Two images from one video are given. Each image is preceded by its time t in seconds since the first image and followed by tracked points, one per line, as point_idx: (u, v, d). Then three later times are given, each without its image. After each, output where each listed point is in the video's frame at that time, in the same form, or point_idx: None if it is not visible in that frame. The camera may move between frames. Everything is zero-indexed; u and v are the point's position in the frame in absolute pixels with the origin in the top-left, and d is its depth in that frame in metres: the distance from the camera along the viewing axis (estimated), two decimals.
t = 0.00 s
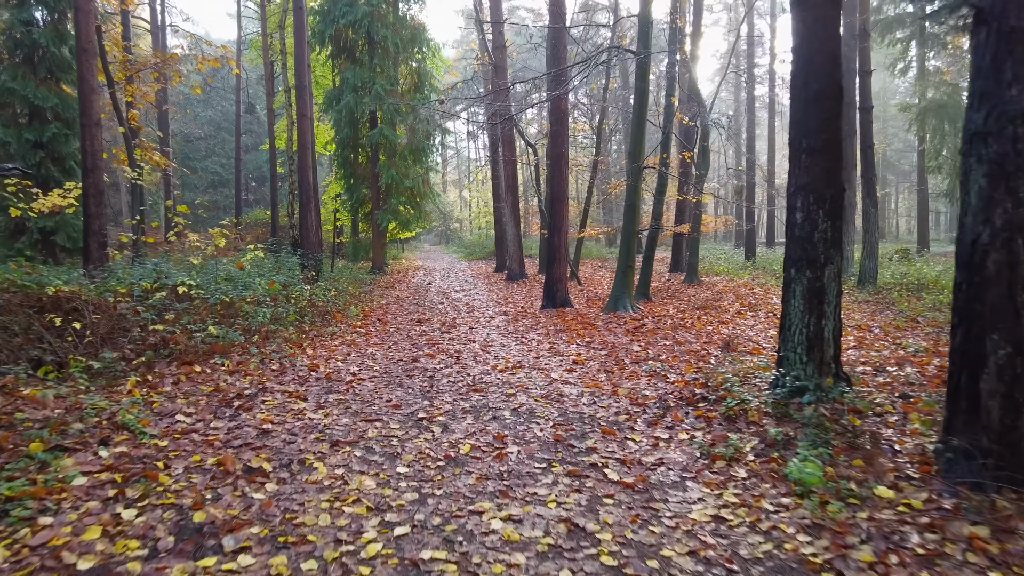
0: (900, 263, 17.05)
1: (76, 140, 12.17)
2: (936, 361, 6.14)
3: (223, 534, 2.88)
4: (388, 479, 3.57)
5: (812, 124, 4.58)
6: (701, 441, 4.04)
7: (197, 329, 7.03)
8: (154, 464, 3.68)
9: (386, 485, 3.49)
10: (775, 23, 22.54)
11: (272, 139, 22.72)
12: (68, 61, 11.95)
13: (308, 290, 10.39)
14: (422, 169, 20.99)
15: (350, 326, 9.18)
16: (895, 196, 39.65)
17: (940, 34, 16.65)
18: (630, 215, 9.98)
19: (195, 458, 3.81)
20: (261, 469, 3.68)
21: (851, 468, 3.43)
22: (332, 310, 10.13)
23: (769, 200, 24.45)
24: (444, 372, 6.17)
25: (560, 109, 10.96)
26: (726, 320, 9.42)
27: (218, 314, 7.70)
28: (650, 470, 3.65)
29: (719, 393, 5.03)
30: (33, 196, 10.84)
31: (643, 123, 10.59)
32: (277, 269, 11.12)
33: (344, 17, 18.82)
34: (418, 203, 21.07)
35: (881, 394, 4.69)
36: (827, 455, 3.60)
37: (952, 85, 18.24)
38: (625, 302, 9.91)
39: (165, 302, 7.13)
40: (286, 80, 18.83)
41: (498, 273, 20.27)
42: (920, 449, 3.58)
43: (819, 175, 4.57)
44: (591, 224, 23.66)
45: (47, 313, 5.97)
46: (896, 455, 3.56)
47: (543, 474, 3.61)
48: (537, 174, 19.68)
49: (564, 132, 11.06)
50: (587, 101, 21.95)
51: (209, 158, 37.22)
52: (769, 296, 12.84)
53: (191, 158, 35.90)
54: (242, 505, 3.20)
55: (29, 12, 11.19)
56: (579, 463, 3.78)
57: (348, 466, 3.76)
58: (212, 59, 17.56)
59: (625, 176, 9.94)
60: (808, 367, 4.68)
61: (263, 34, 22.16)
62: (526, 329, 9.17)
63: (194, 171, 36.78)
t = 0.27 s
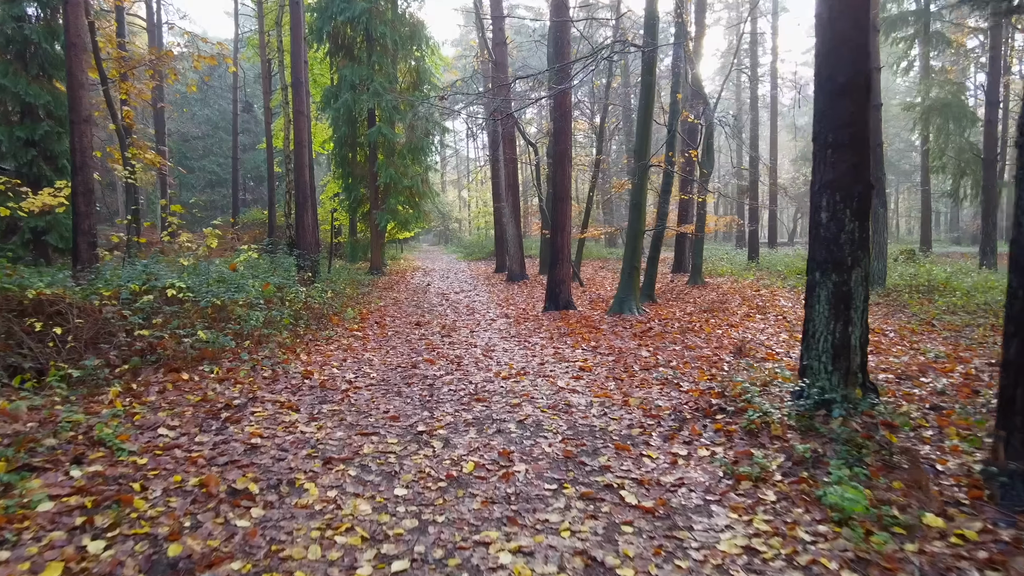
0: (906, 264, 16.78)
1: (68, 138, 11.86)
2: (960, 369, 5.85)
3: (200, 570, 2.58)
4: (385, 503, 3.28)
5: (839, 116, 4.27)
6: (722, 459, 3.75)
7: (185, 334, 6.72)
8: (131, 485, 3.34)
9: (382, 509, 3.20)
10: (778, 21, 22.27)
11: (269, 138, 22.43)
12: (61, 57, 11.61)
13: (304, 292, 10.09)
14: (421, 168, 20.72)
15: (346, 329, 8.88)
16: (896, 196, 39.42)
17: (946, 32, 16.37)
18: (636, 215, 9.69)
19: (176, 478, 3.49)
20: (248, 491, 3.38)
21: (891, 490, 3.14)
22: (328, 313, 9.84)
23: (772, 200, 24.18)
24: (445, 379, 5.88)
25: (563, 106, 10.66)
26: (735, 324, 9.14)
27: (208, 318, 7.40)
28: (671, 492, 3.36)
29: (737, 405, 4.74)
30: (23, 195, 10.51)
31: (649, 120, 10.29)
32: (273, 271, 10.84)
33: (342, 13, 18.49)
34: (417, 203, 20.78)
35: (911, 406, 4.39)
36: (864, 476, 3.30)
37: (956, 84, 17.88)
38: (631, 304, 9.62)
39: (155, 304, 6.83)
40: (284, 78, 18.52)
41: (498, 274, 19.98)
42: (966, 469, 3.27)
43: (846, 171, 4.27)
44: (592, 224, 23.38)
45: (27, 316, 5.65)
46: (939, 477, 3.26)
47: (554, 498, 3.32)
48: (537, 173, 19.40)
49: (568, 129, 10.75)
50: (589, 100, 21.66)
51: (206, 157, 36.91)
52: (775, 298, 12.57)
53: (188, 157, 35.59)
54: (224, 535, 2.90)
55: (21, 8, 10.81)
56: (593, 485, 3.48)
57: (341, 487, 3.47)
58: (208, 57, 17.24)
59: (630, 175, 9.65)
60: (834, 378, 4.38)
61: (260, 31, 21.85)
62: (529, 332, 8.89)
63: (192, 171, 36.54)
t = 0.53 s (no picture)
0: (911, 262, 16.52)
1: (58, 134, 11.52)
2: (982, 373, 5.59)
3: None
4: (375, 528, 2.99)
5: (862, 107, 3.99)
6: (741, 477, 3.47)
7: (171, 338, 6.42)
8: (97, 507, 3.03)
9: (372, 535, 2.93)
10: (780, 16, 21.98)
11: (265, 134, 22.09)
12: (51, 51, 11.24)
13: (297, 292, 9.80)
14: (418, 165, 20.43)
15: (340, 331, 8.59)
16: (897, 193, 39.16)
17: (952, 27, 16.09)
18: (639, 212, 9.41)
19: (148, 499, 3.19)
20: (226, 514, 3.09)
21: (930, 513, 2.85)
22: (322, 314, 9.55)
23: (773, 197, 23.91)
24: (443, 385, 5.60)
25: (564, 100, 10.37)
26: (741, 324, 8.87)
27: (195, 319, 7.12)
28: (688, 516, 3.08)
29: (752, 414, 4.46)
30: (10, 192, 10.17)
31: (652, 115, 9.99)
32: (266, 270, 10.55)
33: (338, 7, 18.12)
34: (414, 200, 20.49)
35: (939, 415, 4.11)
36: (900, 496, 3.01)
37: (960, 80, 17.60)
38: (634, 304, 9.35)
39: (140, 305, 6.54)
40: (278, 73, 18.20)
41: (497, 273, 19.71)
42: (1010, 490, 2.99)
43: (869, 166, 3.99)
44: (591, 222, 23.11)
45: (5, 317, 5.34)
46: (982, 497, 2.98)
47: (560, 522, 3.04)
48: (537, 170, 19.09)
49: (569, 124, 10.46)
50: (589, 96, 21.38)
51: (202, 155, 36.58)
52: (780, 297, 12.31)
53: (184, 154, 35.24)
54: (196, 568, 2.60)
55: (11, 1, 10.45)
56: (602, 506, 3.20)
57: (329, 509, 3.19)
58: (202, 52, 16.90)
59: (634, 171, 9.37)
60: (856, 386, 4.11)
61: (255, 26, 21.50)
62: (529, 333, 8.61)
63: (188, 169, 36.24)
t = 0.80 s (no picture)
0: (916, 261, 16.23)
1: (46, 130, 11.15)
2: (1009, 378, 5.29)
3: None
4: (364, 559, 2.69)
5: (890, 95, 3.69)
6: (765, 500, 3.17)
7: (154, 342, 6.09)
8: (53, 537, 2.72)
9: (359, 568, 2.62)
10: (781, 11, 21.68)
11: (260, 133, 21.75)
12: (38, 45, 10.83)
13: (289, 293, 9.49)
14: (415, 163, 20.14)
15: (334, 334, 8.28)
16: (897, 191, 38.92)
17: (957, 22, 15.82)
18: (643, 211, 9.11)
19: (112, 526, 2.89)
20: (196, 543, 2.78)
21: (983, 541, 2.55)
22: (315, 316, 9.24)
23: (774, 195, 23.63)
24: (439, 392, 5.30)
25: (564, 95, 10.05)
26: (749, 327, 8.57)
27: (181, 323, 6.78)
28: (709, 546, 2.79)
29: (770, 425, 4.16)
30: None
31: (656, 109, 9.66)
32: (257, 271, 10.23)
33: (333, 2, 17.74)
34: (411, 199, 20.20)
35: (974, 426, 3.81)
36: (946, 521, 2.71)
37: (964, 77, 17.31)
38: (638, 305, 9.05)
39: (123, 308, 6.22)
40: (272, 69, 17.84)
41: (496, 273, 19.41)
42: None
43: (898, 159, 3.68)
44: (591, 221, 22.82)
45: None
46: None
47: (568, 552, 2.74)
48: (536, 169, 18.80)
49: (570, 120, 10.15)
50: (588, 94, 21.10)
51: (198, 154, 36.22)
52: (785, 297, 12.03)
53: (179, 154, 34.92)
54: None
55: None
56: (614, 533, 2.90)
57: (311, 536, 2.89)
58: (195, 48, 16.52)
59: (637, 168, 9.07)
60: (884, 395, 3.81)
61: (249, 23, 21.13)
62: (529, 335, 8.31)
63: (183, 168, 35.90)
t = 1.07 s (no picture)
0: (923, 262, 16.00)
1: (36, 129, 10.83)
2: None
3: None
4: None
5: (924, 91, 3.42)
6: (794, 531, 2.91)
7: (140, 350, 5.79)
8: None
9: None
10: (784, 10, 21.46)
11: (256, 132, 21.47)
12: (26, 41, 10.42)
13: (283, 296, 9.21)
14: (413, 163, 19.89)
15: (328, 340, 8.01)
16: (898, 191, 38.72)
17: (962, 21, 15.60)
18: (647, 212, 8.85)
19: (78, 564, 2.61)
20: None
21: None
22: (310, 321, 8.97)
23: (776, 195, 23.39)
24: (438, 404, 5.02)
25: (567, 94, 9.78)
26: (757, 331, 8.32)
27: (169, 331, 6.51)
28: None
29: (791, 443, 3.88)
30: None
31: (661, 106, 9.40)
32: (251, 274, 9.97)
33: None
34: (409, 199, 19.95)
35: (1013, 447, 3.51)
36: (1000, 559, 2.44)
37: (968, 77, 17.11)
38: (642, 309, 8.79)
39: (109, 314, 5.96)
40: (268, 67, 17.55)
41: (495, 274, 19.16)
42: None
43: (933, 160, 3.41)
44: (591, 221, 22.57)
45: None
46: None
47: None
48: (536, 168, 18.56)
49: (573, 119, 9.88)
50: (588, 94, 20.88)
51: (195, 154, 35.93)
52: (791, 300, 11.79)
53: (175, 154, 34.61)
54: None
55: None
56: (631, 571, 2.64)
57: (298, 574, 2.62)
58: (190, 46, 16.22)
59: (642, 168, 8.80)
60: (916, 413, 3.50)
61: (245, 21, 20.85)
62: (531, 341, 8.03)
63: (180, 168, 35.61)
